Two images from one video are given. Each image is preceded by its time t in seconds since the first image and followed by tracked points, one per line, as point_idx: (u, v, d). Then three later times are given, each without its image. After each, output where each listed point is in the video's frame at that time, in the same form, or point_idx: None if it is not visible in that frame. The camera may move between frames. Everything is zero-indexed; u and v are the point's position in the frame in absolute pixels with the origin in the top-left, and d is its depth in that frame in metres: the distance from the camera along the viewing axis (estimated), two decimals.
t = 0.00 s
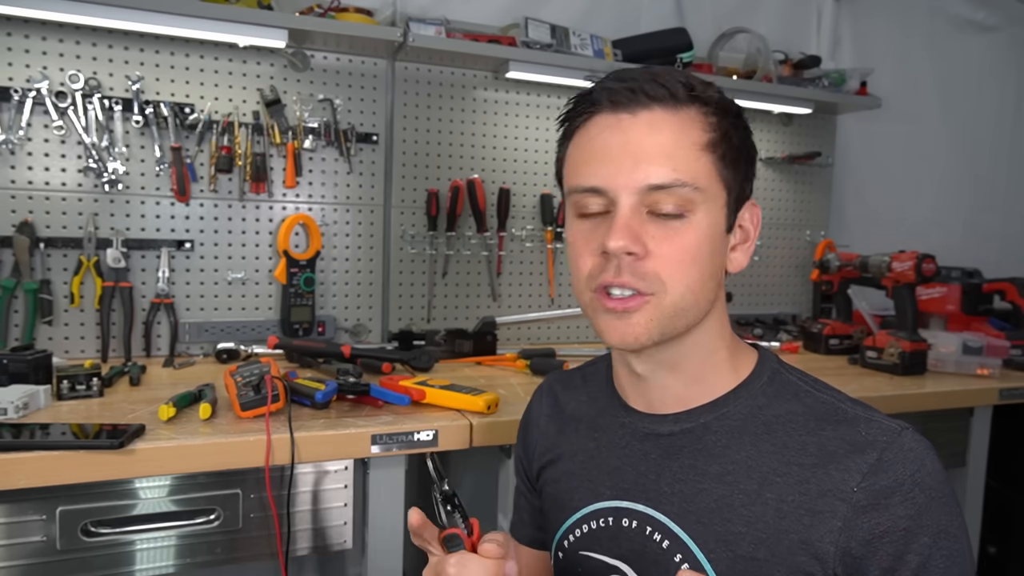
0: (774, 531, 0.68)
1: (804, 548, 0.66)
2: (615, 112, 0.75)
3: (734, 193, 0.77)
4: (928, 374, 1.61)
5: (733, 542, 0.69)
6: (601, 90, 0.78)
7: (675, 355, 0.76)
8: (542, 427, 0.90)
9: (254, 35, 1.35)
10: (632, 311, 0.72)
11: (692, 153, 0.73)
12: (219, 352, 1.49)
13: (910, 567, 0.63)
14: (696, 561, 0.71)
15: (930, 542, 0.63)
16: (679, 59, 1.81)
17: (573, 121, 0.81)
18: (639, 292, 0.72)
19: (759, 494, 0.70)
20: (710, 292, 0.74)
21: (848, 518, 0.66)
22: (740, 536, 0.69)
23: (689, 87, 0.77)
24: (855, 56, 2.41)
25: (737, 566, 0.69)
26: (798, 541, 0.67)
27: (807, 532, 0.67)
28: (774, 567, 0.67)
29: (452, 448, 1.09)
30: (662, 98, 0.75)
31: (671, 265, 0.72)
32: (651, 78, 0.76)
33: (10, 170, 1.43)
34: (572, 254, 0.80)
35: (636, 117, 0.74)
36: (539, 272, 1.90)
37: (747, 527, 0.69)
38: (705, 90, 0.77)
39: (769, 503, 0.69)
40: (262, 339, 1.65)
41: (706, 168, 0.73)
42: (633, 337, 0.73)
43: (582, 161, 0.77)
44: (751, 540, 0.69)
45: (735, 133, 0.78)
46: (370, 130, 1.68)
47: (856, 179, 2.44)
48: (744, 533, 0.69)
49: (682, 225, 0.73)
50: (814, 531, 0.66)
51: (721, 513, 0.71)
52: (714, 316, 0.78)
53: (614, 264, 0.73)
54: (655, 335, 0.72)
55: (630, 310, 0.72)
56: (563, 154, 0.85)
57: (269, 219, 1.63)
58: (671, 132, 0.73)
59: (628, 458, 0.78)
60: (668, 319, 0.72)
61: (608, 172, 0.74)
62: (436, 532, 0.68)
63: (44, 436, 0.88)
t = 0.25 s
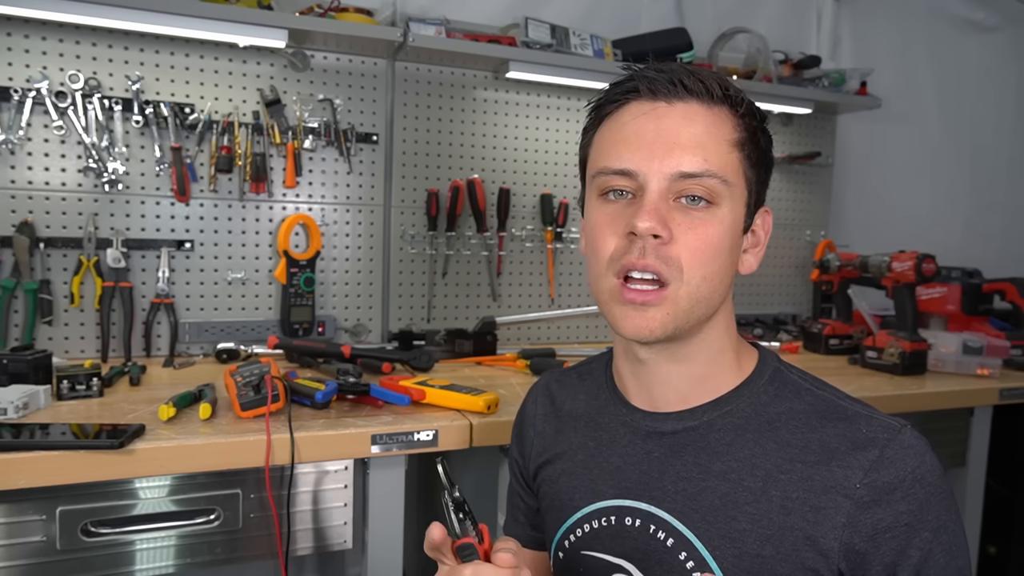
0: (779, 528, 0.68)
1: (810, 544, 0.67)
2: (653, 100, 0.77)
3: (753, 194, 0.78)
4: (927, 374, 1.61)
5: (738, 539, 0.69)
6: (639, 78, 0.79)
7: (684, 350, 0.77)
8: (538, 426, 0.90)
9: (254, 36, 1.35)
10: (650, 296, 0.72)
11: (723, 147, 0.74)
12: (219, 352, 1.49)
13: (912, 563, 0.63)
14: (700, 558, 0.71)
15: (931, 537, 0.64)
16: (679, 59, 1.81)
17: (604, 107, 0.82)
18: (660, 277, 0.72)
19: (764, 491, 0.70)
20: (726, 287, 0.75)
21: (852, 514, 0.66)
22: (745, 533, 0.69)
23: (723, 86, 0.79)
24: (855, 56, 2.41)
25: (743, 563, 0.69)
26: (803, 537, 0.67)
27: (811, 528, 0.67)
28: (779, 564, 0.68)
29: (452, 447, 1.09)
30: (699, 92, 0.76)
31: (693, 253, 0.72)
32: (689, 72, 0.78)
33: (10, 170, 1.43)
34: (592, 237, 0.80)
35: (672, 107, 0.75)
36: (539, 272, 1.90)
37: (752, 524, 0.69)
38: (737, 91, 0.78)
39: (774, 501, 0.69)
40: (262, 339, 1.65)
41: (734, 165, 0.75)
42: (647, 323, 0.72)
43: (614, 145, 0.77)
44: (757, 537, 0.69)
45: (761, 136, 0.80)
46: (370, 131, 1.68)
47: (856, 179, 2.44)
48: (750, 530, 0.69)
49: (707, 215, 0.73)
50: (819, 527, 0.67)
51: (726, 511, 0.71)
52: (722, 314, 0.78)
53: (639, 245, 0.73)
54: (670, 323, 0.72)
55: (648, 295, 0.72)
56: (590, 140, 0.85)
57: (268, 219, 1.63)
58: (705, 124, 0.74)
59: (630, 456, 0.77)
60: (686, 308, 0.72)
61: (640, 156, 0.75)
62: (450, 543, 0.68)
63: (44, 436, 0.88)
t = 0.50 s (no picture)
0: (785, 523, 0.68)
1: (815, 538, 0.67)
2: (657, 100, 0.76)
3: (758, 194, 0.78)
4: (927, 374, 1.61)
5: (744, 533, 0.69)
6: (643, 78, 0.79)
7: (686, 349, 0.77)
8: (541, 424, 0.89)
9: (254, 36, 1.35)
10: (652, 295, 0.72)
11: (727, 147, 0.74)
12: (219, 352, 1.49)
13: (914, 559, 0.64)
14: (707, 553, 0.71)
15: (932, 532, 0.64)
16: (679, 59, 1.81)
17: (610, 107, 0.82)
18: (661, 277, 0.72)
19: (770, 487, 0.70)
20: (729, 287, 0.75)
21: (857, 509, 0.66)
22: (751, 528, 0.69)
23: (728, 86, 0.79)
24: (855, 56, 2.41)
25: (750, 558, 0.69)
26: (809, 531, 0.67)
27: (817, 523, 0.67)
28: (786, 558, 0.67)
29: (451, 448, 1.09)
30: (704, 91, 0.76)
31: (695, 253, 0.72)
32: (693, 71, 0.77)
33: (10, 170, 1.43)
34: (597, 236, 0.80)
35: (676, 107, 0.75)
36: (539, 272, 1.90)
37: (758, 519, 0.69)
38: (743, 91, 0.78)
39: (780, 496, 0.69)
40: (262, 339, 1.65)
41: (738, 164, 0.74)
42: (649, 322, 0.72)
43: (618, 144, 0.77)
44: (763, 532, 0.69)
45: (766, 136, 0.79)
46: (370, 130, 1.68)
47: (856, 179, 2.44)
48: (756, 525, 0.69)
49: (709, 215, 0.73)
50: (824, 522, 0.67)
51: (733, 506, 0.70)
52: (725, 314, 0.78)
53: (640, 245, 0.73)
54: (672, 322, 0.72)
55: (650, 294, 0.73)
56: (597, 139, 0.85)
57: (269, 219, 1.63)
58: (709, 124, 0.74)
59: (636, 453, 0.77)
60: (687, 308, 0.72)
61: (644, 155, 0.75)
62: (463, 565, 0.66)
63: (44, 436, 0.88)
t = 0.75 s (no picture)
0: (788, 519, 0.68)
1: (818, 536, 0.67)
2: (656, 105, 0.76)
3: (763, 196, 0.77)
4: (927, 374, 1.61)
5: (747, 529, 0.69)
6: (644, 83, 0.79)
7: (690, 350, 0.77)
8: (547, 417, 0.89)
9: (254, 35, 1.35)
10: (646, 301, 0.73)
11: (724, 152, 0.73)
12: (219, 352, 1.49)
13: (918, 561, 0.63)
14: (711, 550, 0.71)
15: (936, 535, 0.64)
16: (679, 59, 1.81)
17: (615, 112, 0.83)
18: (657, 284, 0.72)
19: (773, 484, 0.70)
20: (730, 292, 0.74)
21: (859, 508, 0.66)
22: (754, 524, 0.69)
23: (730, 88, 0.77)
24: (855, 56, 2.41)
25: (751, 553, 0.69)
26: (811, 528, 0.67)
27: (820, 520, 0.67)
28: (788, 554, 0.68)
29: (451, 447, 1.09)
30: (703, 95, 0.75)
31: (690, 259, 0.72)
32: (693, 75, 0.77)
33: (10, 170, 1.43)
34: (599, 242, 0.81)
35: (674, 112, 0.75)
36: (539, 272, 1.90)
37: (761, 515, 0.69)
38: (746, 92, 0.77)
39: (783, 493, 0.69)
40: (262, 339, 1.65)
41: (737, 169, 0.73)
42: (644, 328, 0.73)
43: (618, 150, 0.78)
44: (765, 528, 0.69)
45: (771, 139, 0.78)
46: (370, 130, 1.68)
47: (856, 179, 2.44)
48: (759, 520, 0.69)
49: (705, 222, 0.73)
50: (827, 520, 0.67)
51: (735, 502, 0.71)
52: (730, 316, 0.78)
53: (635, 252, 0.73)
54: (667, 328, 0.73)
55: (644, 300, 0.73)
56: (603, 144, 0.86)
57: (268, 219, 1.63)
58: (706, 129, 0.73)
59: (641, 447, 0.78)
60: (682, 314, 0.72)
61: (639, 162, 0.75)
62: None
63: (44, 436, 0.88)
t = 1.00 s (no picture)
0: (791, 523, 0.68)
1: (821, 541, 0.67)
2: (645, 116, 0.75)
3: (763, 202, 0.75)
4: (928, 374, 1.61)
5: (750, 531, 0.69)
6: (635, 93, 0.78)
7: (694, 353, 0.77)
8: (558, 413, 0.91)
9: (254, 35, 1.35)
10: (640, 314, 0.73)
11: (715, 164, 0.72)
12: (218, 352, 1.49)
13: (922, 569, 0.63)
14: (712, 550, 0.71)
15: (943, 545, 0.64)
16: (679, 59, 1.81)
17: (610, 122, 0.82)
18: (649, 297, 0.72)
19: (778, 488, 0.70)
20: (727, 302, 0.74)
21: (864, 515, 0.66)
22: (757, 527, 0.69)
23: (723, 95, 0.76)
24: (855, 56, 2.41)
25: (754, 556, 0.69)
26: (815, 534, 0.67)
27: (824, 526, 0.67)
28: (790, 559, 0.67)
29: (452, 448, 1.09)
30: (693, 104, 0.74)
31: (682, 273, 0.71)
32: (683, 84, 0.76)
33: (10, 170, 1.43)
34: (597, 253, 0.81)
35: (664, 123, 0.74)
36: (539, 272, 1.90)
37: (764, 518, 0.69)
38: (739, 97, 0.76)
39: (788, 497, 0.69)
40: (262, 339, 1.65)
41: (729, 179, 0.72)
42: (637, 340, 0.73)
43: (610, 163, 0.77)
44: (769, 531, 0.69)
45: (766, 144, 0.76)
46: (370, 131, 1.68)
47: (856, 179, 2.44)
48: (762, 524, 0.69)
49: (697, 234, 0.72)
50: (830, 526, 0.66)
51: (739, 504, 0.71)
52: (734, 321, 0.78)
53: (626, 267, 0.73)
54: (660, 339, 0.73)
55: (638, 313, 0.73)
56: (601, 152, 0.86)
57: (269, 219, 1.63)
58: (696, 140, 0.72)
59: (648, 446, 0.78)
60: (675, 324, 0.73)
61: (629, 177, 0.74)
62: None
63: (44, 436, 0.88)
